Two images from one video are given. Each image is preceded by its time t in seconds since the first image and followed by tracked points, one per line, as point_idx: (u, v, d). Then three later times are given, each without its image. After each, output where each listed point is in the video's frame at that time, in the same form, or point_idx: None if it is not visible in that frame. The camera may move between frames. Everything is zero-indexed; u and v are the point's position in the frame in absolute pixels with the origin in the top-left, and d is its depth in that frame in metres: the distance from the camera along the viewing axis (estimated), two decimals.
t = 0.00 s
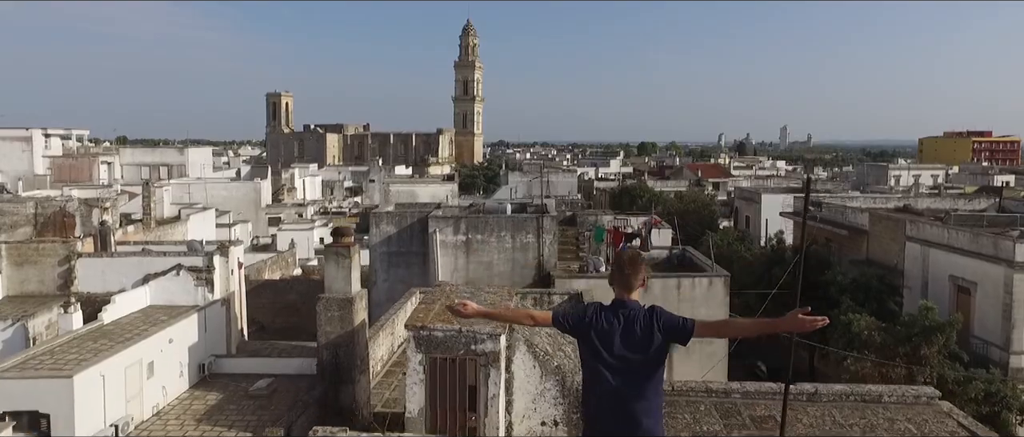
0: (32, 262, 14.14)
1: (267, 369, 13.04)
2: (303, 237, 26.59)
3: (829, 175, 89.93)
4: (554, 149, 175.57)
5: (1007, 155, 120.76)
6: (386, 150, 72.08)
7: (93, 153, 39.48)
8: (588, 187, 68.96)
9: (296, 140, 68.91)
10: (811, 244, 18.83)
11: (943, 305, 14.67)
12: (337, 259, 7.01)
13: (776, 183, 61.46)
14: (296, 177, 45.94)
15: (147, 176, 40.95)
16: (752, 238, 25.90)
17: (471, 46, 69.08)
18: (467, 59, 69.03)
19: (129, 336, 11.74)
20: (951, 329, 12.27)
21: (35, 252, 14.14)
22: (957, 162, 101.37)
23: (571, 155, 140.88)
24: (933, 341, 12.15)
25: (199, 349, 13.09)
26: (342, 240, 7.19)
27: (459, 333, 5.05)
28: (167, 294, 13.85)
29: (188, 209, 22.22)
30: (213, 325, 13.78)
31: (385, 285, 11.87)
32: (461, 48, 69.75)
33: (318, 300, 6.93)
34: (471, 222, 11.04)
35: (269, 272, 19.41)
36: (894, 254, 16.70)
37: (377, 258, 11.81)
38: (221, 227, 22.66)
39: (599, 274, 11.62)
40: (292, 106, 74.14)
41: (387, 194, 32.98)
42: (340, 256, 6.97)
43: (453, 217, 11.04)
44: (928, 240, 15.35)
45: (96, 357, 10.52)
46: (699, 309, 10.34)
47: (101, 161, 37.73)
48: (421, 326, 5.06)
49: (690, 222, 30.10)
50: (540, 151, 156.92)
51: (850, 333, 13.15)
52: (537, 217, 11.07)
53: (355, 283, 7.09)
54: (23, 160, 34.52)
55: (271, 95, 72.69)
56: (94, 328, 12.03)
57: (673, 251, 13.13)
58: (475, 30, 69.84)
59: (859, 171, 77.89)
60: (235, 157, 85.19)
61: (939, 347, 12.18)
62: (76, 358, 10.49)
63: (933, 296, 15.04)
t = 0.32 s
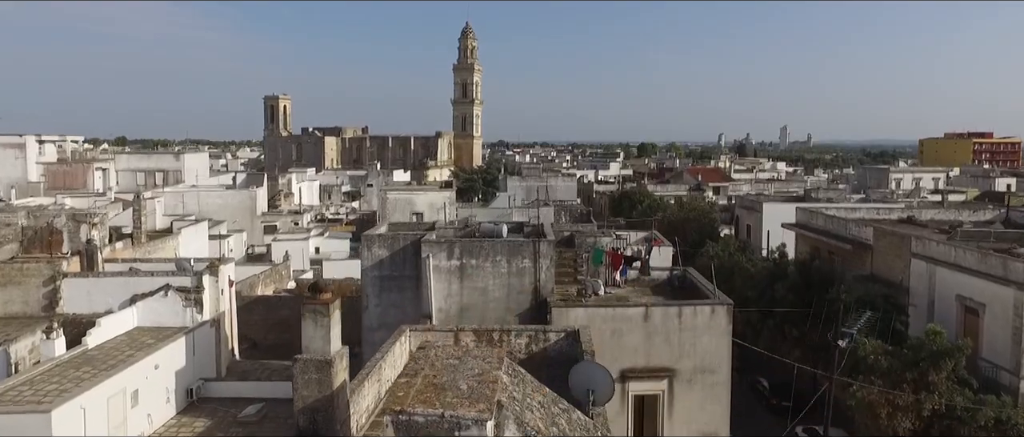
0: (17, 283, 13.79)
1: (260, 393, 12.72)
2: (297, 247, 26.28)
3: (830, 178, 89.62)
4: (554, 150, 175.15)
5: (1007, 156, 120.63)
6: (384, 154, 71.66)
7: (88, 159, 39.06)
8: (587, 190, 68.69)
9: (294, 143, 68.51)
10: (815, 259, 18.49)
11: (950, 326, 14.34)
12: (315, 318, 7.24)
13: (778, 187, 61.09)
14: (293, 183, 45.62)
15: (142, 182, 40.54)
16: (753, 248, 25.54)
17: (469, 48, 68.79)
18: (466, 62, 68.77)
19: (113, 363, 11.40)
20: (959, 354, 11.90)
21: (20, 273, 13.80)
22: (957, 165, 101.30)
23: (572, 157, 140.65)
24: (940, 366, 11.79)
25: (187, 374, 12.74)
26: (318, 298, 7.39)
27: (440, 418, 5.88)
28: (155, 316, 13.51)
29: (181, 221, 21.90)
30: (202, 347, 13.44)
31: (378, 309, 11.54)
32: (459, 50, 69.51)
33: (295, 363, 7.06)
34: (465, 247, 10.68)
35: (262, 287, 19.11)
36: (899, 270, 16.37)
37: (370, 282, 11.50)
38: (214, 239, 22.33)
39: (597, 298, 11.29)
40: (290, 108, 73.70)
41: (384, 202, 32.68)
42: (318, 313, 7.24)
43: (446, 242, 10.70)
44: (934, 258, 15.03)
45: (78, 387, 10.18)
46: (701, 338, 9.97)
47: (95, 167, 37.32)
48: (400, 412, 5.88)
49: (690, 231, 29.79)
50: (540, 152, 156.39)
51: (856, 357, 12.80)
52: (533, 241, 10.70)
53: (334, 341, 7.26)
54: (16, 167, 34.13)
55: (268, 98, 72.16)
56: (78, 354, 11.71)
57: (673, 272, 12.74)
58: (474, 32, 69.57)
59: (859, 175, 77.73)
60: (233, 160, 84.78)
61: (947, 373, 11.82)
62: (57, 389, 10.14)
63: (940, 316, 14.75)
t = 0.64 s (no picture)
0: None
1: (245, 423, 12.13)
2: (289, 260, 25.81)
3: (830, 182, 89.38)
4: (553, 153, 174.77)
5: (1008, 159, 120.69)
6: (382, 158, 71.09)
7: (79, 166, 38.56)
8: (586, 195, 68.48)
9: (291, 148, 68.02)
10: (819, 276, 18.01)
11: (960, 352, 13.86)
12: (279, 398, 7.63)
13: (778, 192, 60.71)
14: (289, 189, 45.15)
15: (135, 189, 40.04)
16: (754, 261, 25.04)
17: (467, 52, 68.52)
18: (463, 65, 68.51)
19: (89, 397, 10.91)
20: (972, 386, 11.40)
21: None
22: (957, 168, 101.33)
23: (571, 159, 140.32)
24: (953, 399, 11.30)
25: (168, 406, 12.22)
26: (283, 376, 7.65)
27: None
28: (136, 343, 13.02)
29: (170, 236, 21.41)
30: (184, 375, 12.94)
31: (366, 341, 11.07)
32: (457, 54, 69.24)
33: None
34: (456, 278, 10.20)
35: (251, 306, 18.62)
36: (906, 290, 15.88)
37: (358, 313, 11.02)
38: (204, 253, 21.84)
39: (595, 329, 10.80)
40: (286, 112, 73.15)
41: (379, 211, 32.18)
42: (281, 395, 7.57)
43: (436, 272, 10.21)
44: (943, 280, 14.55)
45: (48, 428, 9.70)
46: (704, 375, 9.48)
47: (87, 176, 36.81)
48: None
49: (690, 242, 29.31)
50: (539, 154, 156.06)
51: (864, 387, 12.32)
52: (527, 272, 10.22)
53: (298, 419, 7.72)
54: (6, 176, 33.58)
55: (265, 102, 71.64)
56: (52, 387, 11.23)
57: (673, 297, 12.24)
58: (472, 35, 69.23)
59: (859, 178, 77.53)
60: (230, 164, 84.27)
61: (960, 406, 11.33)
62: (26, 430, 9.68)
63: (949, 340, 14.31)
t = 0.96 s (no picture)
0: None
1: None
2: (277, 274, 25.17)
3: (828, 185, 88.96)
4: (550, 154, 174.20)
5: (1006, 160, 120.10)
6: (377, 162, 70.25)
7: (66, 174, 37.82)
8: (584, 198, 68.54)
9: (284, 152, 67.29)
10: (822, 297, 17.45)
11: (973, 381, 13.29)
12: None
13: (777, 196, 60.16)
14: (281, 196, 44.48)
15: (124, 196, 39.35)
16: (754, 275, 24.49)
17: (463, 55, 67.89)
18: (459, 68, 67.98)
19: None
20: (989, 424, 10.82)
21: None
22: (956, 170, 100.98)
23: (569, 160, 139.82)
24: None
25: None
26: None
27: None
28: (108, 375, 12.38)
29: (153, 252, 20.79)
30: (159, 409, 12.29)
31: (348, 378, 10.45)
32: (453, 57, 68.74)
33: None
34: (444, 315, 9.57)
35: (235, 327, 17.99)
36: (914, 314, 15.33)
37: (340, 349, 10.41)
38: (187, 269, 21.20)
39: (591, 365, 10.22)
40: (280, 115, 72.34)
41: (371, 220, 31.53)
42: None
43: (422, 309, 9.59)
44: (953, 305, 13.99)
45: None
46: (707, 421, 8.88)
47: (74, 183, 36.15)
48: None
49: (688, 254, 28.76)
50: (536, 156, 155.37)
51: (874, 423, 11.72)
52: (519, 309, 9.61)
53: None
54: None
55: (259, 105, 70.83)
56: (16, 427, 10.66)
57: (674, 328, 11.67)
58: (468, 38, 68.69)
59: (858, 182, 77.11)
60: (224, 168, 83.38)
61: None
62: None
63: (961, 367, 13.79)
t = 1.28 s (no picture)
0: None
1: None
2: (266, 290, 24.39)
3: (828, 188, 88.23)
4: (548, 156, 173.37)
5: (1007, 161, 119.38)
6: (373, 166, 69.32)
7: (52, 183, 36.99)
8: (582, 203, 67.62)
9: (279, 156, 66.48)
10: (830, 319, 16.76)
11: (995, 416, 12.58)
12: None
13: (777, 202, 59.44)
14: (274, 203, 43.69)
15: (113, 204, 38.54)
16: (757, 291, 23.79)
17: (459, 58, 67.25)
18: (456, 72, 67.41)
19: None
20: None
21: None
22: (956, 173, 100.57)
23: (568, 163, 139.24)
24: None
25: None
26: None
27: None
28: (76, 414, 11.64)
29: (135, 269, 20.03)
30: None
31: (331, 422, 9.71)
32: (449, 60, 68.19)
33: None
34: (431, 360, 8.83)
35: (219, 351, 17.28)
36: (927, 340, 14.66)
37: (321, 392, 9.65)
38: (171, 286, 20.46)
39: (590, 408, 9.51)
40: (274, 118, 71.50)
41: (364, 230, 30.72)
42: None
43: (409, 353, 8.84)
44: (970, 333, 13.31)
45: None
46: None
47: (60, 192, 35.35)
48: None
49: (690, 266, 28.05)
50: (534, 158, 154.53)
51: None
52: (513, 353, 8.86)
53: None
54: None
55: (253, 109, 69.92)
56: None
57: (679, 365, 10.94)
58: (465, 41, 67.99)
59: (858, 186, 76.60)
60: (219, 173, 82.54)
61: None
62: None
63: (980, 398, 13.12)
